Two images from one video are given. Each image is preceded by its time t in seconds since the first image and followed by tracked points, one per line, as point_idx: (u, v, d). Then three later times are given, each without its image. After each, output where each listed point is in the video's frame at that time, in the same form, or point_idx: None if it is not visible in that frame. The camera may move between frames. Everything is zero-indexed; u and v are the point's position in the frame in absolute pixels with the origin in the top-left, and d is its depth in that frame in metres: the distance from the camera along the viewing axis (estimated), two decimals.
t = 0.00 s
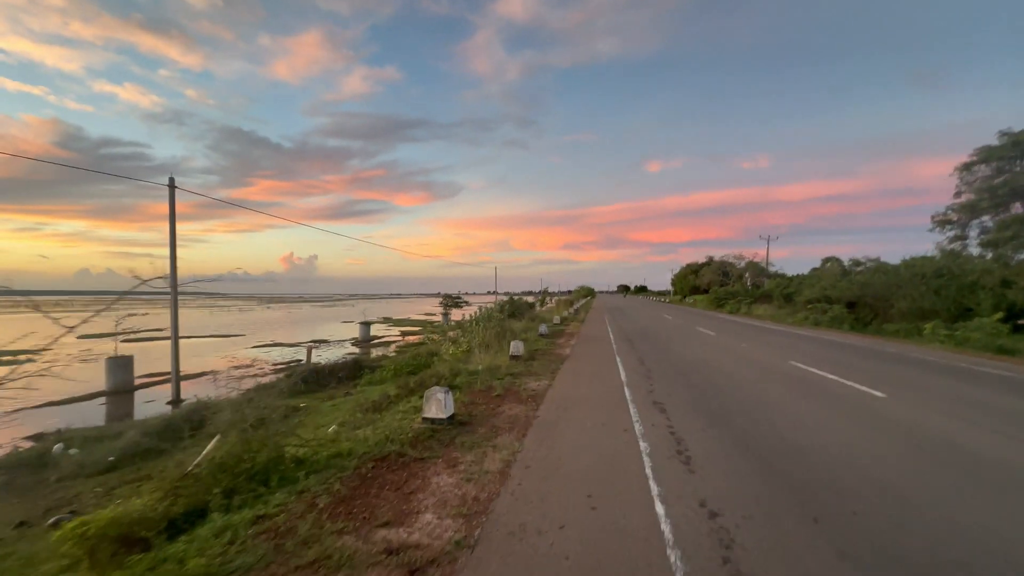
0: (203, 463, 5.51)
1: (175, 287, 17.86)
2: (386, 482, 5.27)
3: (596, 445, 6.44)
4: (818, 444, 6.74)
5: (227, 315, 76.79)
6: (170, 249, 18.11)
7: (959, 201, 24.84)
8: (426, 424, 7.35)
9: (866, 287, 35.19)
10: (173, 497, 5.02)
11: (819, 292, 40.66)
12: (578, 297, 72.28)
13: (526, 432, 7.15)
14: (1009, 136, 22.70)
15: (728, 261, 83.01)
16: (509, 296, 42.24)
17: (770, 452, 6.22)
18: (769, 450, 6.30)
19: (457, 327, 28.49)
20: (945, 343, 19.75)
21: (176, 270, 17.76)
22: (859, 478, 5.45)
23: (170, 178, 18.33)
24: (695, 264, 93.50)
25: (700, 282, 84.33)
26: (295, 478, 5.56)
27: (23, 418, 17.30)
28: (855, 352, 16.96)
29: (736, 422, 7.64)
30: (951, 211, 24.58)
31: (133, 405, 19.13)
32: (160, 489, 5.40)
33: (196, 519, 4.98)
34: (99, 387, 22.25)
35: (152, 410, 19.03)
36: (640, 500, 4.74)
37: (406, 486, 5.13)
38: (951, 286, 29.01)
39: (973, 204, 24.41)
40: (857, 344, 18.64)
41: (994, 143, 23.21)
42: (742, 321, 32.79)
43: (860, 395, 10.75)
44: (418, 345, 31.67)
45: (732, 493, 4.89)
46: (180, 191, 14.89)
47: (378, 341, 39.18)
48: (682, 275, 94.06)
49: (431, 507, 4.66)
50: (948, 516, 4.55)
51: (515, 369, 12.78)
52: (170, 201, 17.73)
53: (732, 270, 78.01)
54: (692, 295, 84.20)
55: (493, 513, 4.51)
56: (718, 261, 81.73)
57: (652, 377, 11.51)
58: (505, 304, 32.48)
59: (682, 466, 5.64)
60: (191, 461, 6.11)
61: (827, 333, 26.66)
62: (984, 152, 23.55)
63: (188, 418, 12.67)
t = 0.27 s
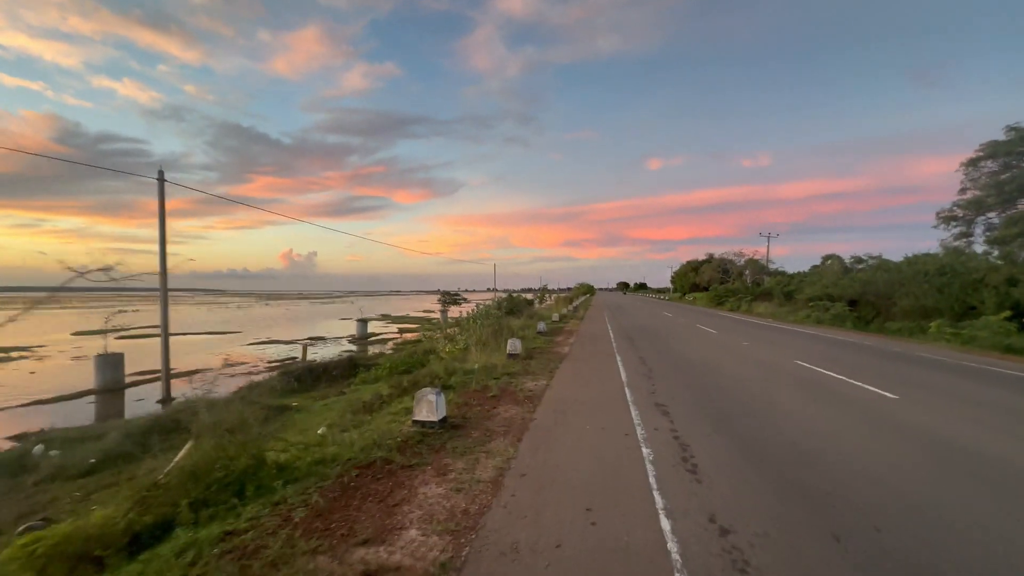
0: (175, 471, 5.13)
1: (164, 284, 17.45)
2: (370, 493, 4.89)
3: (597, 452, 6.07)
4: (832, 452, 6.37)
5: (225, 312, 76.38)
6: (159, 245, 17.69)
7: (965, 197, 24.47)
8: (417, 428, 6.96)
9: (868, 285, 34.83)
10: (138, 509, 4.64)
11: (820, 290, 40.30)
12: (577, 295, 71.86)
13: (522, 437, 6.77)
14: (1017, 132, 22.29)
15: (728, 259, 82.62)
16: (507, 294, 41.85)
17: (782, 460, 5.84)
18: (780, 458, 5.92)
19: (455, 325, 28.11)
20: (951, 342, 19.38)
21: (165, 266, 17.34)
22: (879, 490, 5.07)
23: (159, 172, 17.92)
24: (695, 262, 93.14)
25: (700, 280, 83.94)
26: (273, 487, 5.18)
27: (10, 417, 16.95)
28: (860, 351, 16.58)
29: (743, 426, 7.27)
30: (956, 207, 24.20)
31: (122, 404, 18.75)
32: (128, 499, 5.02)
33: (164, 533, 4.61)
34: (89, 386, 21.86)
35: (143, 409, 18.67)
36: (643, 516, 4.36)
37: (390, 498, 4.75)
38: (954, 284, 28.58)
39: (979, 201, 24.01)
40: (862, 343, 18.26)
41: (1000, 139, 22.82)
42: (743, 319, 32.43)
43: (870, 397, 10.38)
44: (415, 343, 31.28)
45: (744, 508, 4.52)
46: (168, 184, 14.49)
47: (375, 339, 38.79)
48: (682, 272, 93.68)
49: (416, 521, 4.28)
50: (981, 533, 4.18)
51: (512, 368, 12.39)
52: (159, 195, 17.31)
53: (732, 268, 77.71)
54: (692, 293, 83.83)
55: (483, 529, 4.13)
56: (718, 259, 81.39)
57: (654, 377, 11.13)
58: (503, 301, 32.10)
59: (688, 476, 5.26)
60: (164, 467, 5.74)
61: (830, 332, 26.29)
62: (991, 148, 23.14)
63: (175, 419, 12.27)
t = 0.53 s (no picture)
0: (130, 488, 4.69)
1: (151, 282, 16.99)
2: (342, 513, 4.46)
3: (592, 464, 5.64)
4: (843, 460, 5.94)
5: (222, 311, 75.78)
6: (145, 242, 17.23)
7: (970, 195, 24.02)
8: (402, 437, 6.53)
9: (870, 285, 34.41)
10: (85, 533, 4.20)
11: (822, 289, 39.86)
12: (576, 294, 71.41)
13: (513, 447, 6.34)
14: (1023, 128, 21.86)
15: (728, 258, 82.15)
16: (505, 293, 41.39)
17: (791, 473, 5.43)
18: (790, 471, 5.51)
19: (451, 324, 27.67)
20: (957, 343, 18.95)
21: (152, 264, 16.88)
22: (900, 506, 4.66)
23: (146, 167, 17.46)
24: (695, 261, 92.70)
25: (700, 279, 83.46)
26: (238, 505, 4.74)
27: None
28: (863, 351, 16.13)
29: (748, 433, 6.84)
30: (962, 205, 23.76)
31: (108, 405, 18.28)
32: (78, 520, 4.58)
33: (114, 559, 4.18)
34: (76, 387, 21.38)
35: (130, 410, 18.21)
36: (643, 541, 3.93)
37: (364, 520, 4.31)
38: (958, 284, 28.14)
39: (984, 199, 23.58)
40: (867, 343, 17.83)
41: (1007, 136, 22.39)
42: (744, 319, 31.99)
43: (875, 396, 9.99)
44: (412, 343, 30.83)
45: (755, 533, 4.09)
46: (153, 179, 14.05)
47: (371, 338, 38.31)
48: (682, 271, 93.23)
49: (389, 548, 3.85)
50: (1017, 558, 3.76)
51: (506, 370, 11.94)
52: (146, 191, 16.85)
53: (732, 267, 77.28)
54: (691, 292, 83.37)
55: (464, 558, 3.70)
56: (718, 258, 80.95)
57: (653, 379, 10.71)
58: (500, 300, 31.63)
59: (692, 494, 4.84)
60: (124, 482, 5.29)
61: (833, 332, 25.85)
62: (998, 145, 22.68)
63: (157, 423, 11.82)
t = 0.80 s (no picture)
0: (91, 498, 4.36)
1: (146, 279, 16.76)
2: (317, 528, 4.11)
3: (590, 473, 5.26)
4: (859, 468, 5.56)
5: (225, 308, 75.86)
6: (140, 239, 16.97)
7: (984, 190, 23.39)
8: (390, 441, 6.18)
9: (879, 282, 33.77)
10: (37, 547, 3.87)
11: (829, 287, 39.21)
12: (580, 292, 70.91)
13: (507, 452, 5.97)
14: None
15: (734, 255, 81.36)
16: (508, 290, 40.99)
17: (805, 485, 5.04)
18: (803, 482, 5.13)
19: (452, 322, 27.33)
20: (971, 342, 18.40)
21: (147, 260, 16.64)
22: (926, 521, 4.27)
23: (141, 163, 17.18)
24: (700, 258, 91.93)
25: (705, 276, 82.76)
26: (208, 517, 4.40)
27: None
28: (872, 350, 15.67)
29: (756, 437, 6.45)
30: (975, 200, 23.15)
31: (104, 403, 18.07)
32: (35, 534, 4.25)
33: None
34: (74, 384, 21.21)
35: (126, 408, 17.98)
36: (644, 562, 3.57)
37: (339, 537, 3.95)
38: (970, 281, 27.51)
39: (999, 194, 22.94)
40: (877, 342, 17.33)
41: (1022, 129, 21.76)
42: (750, 317, 31.47)
43: (888, 396, 9.58)
44: (412, 340, 30.52)
45: (768, 554, 3.72)
46: (146, 173, 13.76)
47: (372, 336, 38.06)
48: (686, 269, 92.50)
49: (364, 568, 3.50)
50: None
51: (505, 370, 11.55)
52: (141, 186, 16.57)
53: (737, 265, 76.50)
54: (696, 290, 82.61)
55: None
56: (724, 255, 80.22)
57: (656, 378, 10.32)
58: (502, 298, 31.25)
59: (697, 508, 4.47)
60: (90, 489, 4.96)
61: (842, 330, 25.29)
62: (1013, 138, 22.05)
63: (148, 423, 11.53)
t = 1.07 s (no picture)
0: (58, 513, 4.07)
1: (145, 277, 16.60)
2: (295, 547, 3.82)
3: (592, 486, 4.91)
4: (881, 480, 5.18)
5: (231, 306, 76.10)
6: (140, 236, 16.78)
7: (1000, 186, 22.73)
8: (380, 449, 5.88)
9: (890, 279, 33.09)
10: None
11: (839, 284, 38.52)
12: (586, 289, 70.61)
13: (503, 462, 5.64)
14: None
15: (741, 253, 80.50)
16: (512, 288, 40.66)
17: (824, 500, 4.67)
18: (821, 496, 4.76)
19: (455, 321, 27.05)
20: (989, 342, 17.83)
21: (146, 258, 16.48)
22: (959, 543, 3.90)
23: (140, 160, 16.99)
24: (707, 256, 91.10)
25: (712, 274, 82.00)
26: (182, 536, 4.11)
27: None
28: (885, 350, 15.19)
29: (769, 446, 6.08)
30: (992, 196, 22.52)
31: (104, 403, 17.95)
32: None
33: None
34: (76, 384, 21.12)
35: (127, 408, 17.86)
36: None
37: (316, 558, 3.65)
38: (984, 279, 26.84)
39: (1017, 189, 22.26)
40: (891, 342, 16.82)
41: None
42: (758, 315, 30.94)
43: (905, 399, 9.17)
44: (416, 339, 30.31)
45: None
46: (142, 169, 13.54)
47: (377, 334, 37.90)
48: (693, 266, 91.71)
49: None
50: None
51: (505, 371, 11.22)
52: (139, 184, 16.39)
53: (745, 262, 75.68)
54: (703, 288, 81.87)
55: None
56: (731, 253, 79.42)
57: (662, 381, 9.94)
58: (507, 296, 30.95)
59: (707, 527, 4.12)
60: (61, 500, 4.68)
61: (853, 329, 24.74)
62: None
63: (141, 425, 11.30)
